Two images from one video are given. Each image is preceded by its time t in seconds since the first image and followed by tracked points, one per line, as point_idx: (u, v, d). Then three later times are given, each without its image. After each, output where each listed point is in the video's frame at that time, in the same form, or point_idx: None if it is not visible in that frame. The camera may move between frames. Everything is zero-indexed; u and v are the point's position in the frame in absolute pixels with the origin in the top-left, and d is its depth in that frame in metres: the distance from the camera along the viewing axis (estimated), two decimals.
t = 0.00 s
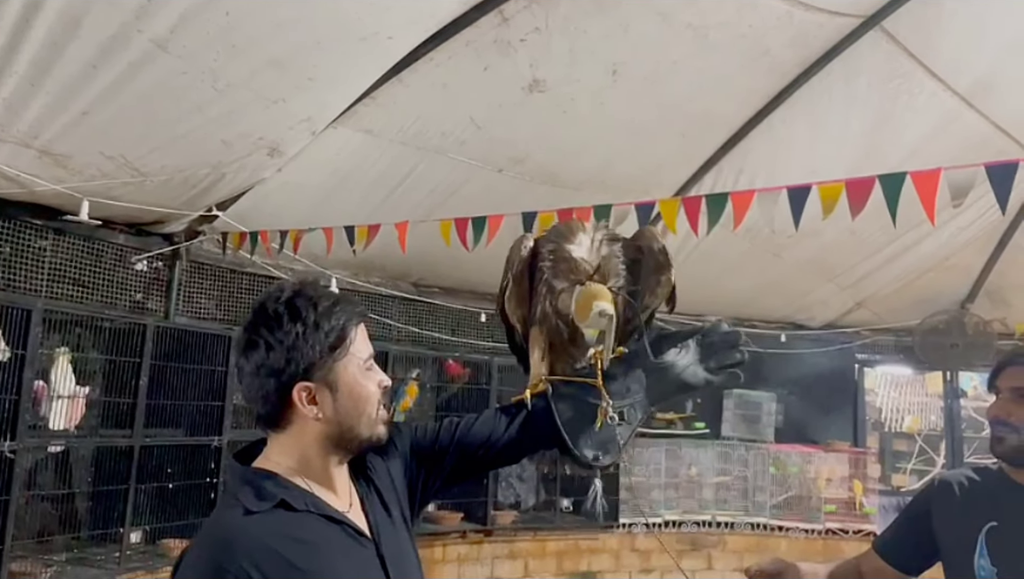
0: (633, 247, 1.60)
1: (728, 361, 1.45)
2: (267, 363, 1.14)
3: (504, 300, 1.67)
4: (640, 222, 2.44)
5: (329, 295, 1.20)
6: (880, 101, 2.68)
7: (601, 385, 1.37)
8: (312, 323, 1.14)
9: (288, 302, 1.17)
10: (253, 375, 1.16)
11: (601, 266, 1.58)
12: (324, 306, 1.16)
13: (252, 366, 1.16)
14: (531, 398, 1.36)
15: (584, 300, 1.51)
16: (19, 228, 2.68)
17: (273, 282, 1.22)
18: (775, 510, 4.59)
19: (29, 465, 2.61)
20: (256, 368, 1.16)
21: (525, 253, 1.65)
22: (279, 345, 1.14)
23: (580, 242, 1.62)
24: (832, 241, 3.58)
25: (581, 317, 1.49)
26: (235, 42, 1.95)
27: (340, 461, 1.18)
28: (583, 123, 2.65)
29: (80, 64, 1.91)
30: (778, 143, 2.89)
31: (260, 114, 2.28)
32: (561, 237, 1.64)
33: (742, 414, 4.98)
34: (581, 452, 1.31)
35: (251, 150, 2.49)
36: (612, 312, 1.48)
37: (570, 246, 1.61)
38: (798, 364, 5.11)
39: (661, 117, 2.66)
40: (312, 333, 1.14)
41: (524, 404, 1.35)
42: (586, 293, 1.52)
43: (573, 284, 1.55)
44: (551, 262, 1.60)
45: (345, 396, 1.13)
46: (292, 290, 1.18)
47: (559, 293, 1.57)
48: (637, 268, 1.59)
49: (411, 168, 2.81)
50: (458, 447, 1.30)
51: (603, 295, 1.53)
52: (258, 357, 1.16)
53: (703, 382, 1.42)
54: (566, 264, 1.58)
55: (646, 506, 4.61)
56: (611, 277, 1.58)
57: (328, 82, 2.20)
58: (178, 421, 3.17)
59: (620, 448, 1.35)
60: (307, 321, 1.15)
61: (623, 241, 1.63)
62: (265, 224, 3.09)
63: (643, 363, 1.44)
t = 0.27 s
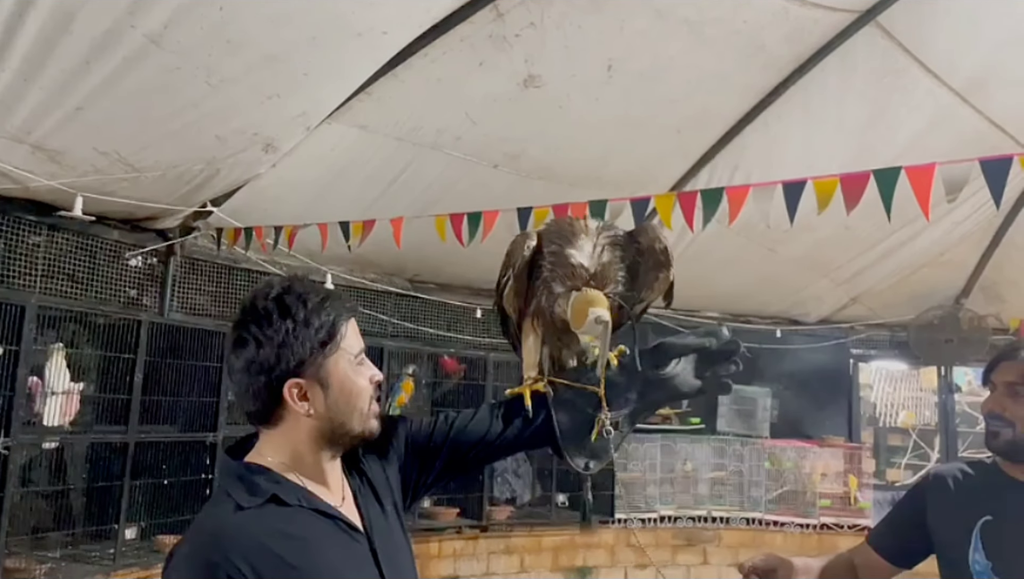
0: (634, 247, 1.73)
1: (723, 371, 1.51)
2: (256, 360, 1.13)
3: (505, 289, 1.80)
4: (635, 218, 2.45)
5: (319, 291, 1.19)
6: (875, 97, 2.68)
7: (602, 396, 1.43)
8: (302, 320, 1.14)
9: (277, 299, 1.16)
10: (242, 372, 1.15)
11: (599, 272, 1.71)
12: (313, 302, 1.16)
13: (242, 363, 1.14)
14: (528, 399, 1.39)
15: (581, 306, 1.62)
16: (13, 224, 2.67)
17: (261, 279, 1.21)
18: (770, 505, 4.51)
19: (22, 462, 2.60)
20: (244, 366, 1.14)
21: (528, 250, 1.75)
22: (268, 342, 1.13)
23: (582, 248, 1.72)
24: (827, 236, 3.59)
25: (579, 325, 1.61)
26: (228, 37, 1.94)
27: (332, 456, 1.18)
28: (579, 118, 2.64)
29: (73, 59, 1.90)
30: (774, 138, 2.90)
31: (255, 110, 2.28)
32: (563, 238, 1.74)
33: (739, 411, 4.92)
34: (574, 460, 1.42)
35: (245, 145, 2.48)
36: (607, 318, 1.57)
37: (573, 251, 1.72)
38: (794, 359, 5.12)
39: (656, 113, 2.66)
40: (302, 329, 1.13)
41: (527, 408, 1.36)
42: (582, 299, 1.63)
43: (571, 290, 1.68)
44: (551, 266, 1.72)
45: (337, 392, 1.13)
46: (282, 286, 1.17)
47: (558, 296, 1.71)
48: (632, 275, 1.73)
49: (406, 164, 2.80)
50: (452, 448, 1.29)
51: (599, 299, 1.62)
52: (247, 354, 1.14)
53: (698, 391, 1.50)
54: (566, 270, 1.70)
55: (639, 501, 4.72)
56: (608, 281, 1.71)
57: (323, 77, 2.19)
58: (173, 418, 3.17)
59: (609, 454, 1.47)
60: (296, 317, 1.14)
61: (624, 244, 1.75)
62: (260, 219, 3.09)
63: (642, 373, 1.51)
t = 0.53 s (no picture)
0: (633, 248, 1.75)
1: (727, 362, 1.38)
2: (254, 358, 1.13)
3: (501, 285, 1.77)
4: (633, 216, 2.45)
5: (318, 289, 1.19)
6: (871, 94, 2.69)
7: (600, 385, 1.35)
8: (301, 317, 1.14)
9: (276, 297, 1.16)
10: (241, 369, 1.15)
11: (601, 271, 1.68)
12: (312, 300, 1.16)
13: (241, 360, 1.15)
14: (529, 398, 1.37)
15: (584, 304, 1.55)
16: (9, 222, 2.66)
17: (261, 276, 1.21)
18: (767, 502, 4.45)
19: (18, 461, 2.59)
20: (243, 363, 1.15)
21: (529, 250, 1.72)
22: (267, 339, 1.13)
23: (584, 248, 1.69)
24: (824, 234, 3.59)
25: (581, 322, 1.54)
26: (225, 35, 1.94)
27: (331, 455, 1.17)
28: (576, 116, 2.64)
29: (69, 57, 1.89)
30: (771, 136, 2.90)
31: (252, 107, 2.27)
32: (566, 238, 1.70)
33: (735, 408, 5.01)
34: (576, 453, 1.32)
35: (242, 143, 2.48)
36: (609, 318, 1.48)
37: (575, 250, 1.68)
38: (792, 357, 5.19)
39: (653, 110, 2.66)
40: (300, 327, 1.13)
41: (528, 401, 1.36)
42: (585, 297, 1.57)
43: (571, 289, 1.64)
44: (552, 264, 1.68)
45: (335, 390, 1.13)
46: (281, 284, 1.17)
47: (559, 295, 1.66)
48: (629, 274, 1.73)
49: (403, 162, 2.80)
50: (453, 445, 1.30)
51: (603, 298, 1.56)
52: (246, 352, 1.14)
53: (702, 382, 1.38)
54: (567, 268, 1.66)
55: (637, 499, 4.65)
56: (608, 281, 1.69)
57: (320, 75, 2.18)
58: (171, 416, 3.17)
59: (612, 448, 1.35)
60: (295, 315, 1.14)
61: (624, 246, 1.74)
62: (257, 218, 3.09)
63: (639, 361, 1.41)
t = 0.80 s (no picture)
0: (624, 242, 1.52)
1: (723, 367, 1.41)
2: (254, 354, 1.13)
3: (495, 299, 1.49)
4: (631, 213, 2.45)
5: (317, 286, 1.19)
6: (870, 91, 2.69)
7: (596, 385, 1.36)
8: (300, 313, 1.14)
9: (275, 293, 1.16)
10: (240, 366, 1.15)
11: (595, 263, 1.45)
12: (311, 297, 1.16)
13: (240, 357, 1.15)
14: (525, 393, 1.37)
15: (577, 297, 1.37)
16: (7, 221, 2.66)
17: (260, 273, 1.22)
18: (766, 500, 4.53)
19: (17, 459, 2.59)
20: (243, 360, 1.15)
21: (518, 248, 1.47)
22: (266, 336, 1.13)
23: (574, 240, 1.46)
24: (823, 231, 3.59)
25: (574, 314, 1.37)
26: (224, 33, 1.93)
27: (331, 452, 1.17)
28: (575, 113, 2.64)
29: (68, 55, 1.89)
30: (770, 133, 2.90)
31: (250, 105, 2.27)
32: (552, 232, 1.47)
33: (733, 405, 4.90)
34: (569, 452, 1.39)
35: (240, 141, 2.47)
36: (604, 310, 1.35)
37: (564, 243, 1.45)
38: (791, 355, 5.08)
39: (652, 108, 2.66)
40: (300, 323, 1.13)
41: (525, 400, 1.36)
42: (577, 289, 1.38)
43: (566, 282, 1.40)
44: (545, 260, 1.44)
45: (335, 386, 1.13)
46: (279, 281, 1.18)
47: (554, 290, 1.41)
48: (630, 268, 1.49)
49: (401, 160, 2.80)
50: (452, 443, 1.31)
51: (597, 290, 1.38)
52: (246, 348, 1.14)
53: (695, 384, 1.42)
54: (558, 261, 1.43)
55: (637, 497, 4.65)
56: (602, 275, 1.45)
57: (318, 73, 2.18)
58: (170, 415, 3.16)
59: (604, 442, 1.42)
60: (294, 311, 1.14)
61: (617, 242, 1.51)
62: (255, 216, 3.08)
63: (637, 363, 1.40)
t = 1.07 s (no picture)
0: (619, 233, 1.68)
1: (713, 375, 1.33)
2: (258, 353, 1.13)
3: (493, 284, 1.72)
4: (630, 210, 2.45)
5: (319, 285, 1.20)
6: (869, 89, 2.68)
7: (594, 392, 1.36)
8: (304, 312, 1.14)
9: (278, 292, 1.16)
10: (243, 364, 1.15)
11: (588, 254, 1.64)
12: (314, 295, 1.17)
13: (244, 355, 1.14)
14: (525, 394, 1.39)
15: (570, 289, 1.56)
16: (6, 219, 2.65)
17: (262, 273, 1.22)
18: (765, 498, 4.31)
19: (16, 458, 2.59)
20: (246, 358, 1.14)
21: (512, 239, 1.69)
22: (270, 334, 1.13)
23: (568, 232, 1.66)
24: (822, 229, 3.59)
25: (568, 308, 1.56)
26: (223, 31, 1.93)
27: (334, 450, 1.17)
28: (575, 111, 2.64)
29: (67, 53, 1.89)
30: (770, 131, 2.90)
31: (250, 103, 2.27)
32: (548, 225, 1.67)
33: (732, 402, 5.10)
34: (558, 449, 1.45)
35: (240, 139, 2.47)
36: (598, 302, 1.54)
37: (559, 234, 1.65)
38: (789, 353, 5.21)
39: (652, 106, 2.66)
40: (303, 321, 1.13)
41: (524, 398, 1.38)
42: (571, 281, 1.58)
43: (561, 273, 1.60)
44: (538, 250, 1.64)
45: (338, 384, 1.13)
46: (283, 279, 1.18)
47: (546, 280, 1.63)
48: (620, 258, 1.67)
49: (400, 158, 2.80)
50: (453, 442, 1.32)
51: (590, 282, 1.57)
52: (249, 347, 1.14)
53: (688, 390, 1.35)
54: (553, 253, 1.63)
55: (635, 494, 4.65)
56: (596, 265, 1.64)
57: (318, 70, 2.18)
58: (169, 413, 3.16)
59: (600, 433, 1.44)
60: (298, 309, 1.14)
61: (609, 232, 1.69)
62: (255, 214, 3.08)
63: (639, 367, 1.35)
